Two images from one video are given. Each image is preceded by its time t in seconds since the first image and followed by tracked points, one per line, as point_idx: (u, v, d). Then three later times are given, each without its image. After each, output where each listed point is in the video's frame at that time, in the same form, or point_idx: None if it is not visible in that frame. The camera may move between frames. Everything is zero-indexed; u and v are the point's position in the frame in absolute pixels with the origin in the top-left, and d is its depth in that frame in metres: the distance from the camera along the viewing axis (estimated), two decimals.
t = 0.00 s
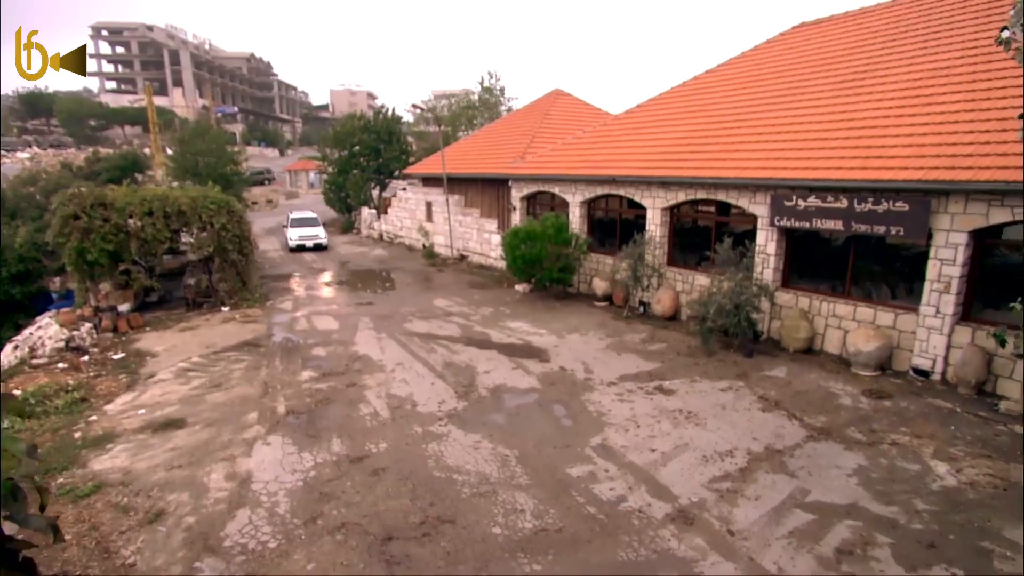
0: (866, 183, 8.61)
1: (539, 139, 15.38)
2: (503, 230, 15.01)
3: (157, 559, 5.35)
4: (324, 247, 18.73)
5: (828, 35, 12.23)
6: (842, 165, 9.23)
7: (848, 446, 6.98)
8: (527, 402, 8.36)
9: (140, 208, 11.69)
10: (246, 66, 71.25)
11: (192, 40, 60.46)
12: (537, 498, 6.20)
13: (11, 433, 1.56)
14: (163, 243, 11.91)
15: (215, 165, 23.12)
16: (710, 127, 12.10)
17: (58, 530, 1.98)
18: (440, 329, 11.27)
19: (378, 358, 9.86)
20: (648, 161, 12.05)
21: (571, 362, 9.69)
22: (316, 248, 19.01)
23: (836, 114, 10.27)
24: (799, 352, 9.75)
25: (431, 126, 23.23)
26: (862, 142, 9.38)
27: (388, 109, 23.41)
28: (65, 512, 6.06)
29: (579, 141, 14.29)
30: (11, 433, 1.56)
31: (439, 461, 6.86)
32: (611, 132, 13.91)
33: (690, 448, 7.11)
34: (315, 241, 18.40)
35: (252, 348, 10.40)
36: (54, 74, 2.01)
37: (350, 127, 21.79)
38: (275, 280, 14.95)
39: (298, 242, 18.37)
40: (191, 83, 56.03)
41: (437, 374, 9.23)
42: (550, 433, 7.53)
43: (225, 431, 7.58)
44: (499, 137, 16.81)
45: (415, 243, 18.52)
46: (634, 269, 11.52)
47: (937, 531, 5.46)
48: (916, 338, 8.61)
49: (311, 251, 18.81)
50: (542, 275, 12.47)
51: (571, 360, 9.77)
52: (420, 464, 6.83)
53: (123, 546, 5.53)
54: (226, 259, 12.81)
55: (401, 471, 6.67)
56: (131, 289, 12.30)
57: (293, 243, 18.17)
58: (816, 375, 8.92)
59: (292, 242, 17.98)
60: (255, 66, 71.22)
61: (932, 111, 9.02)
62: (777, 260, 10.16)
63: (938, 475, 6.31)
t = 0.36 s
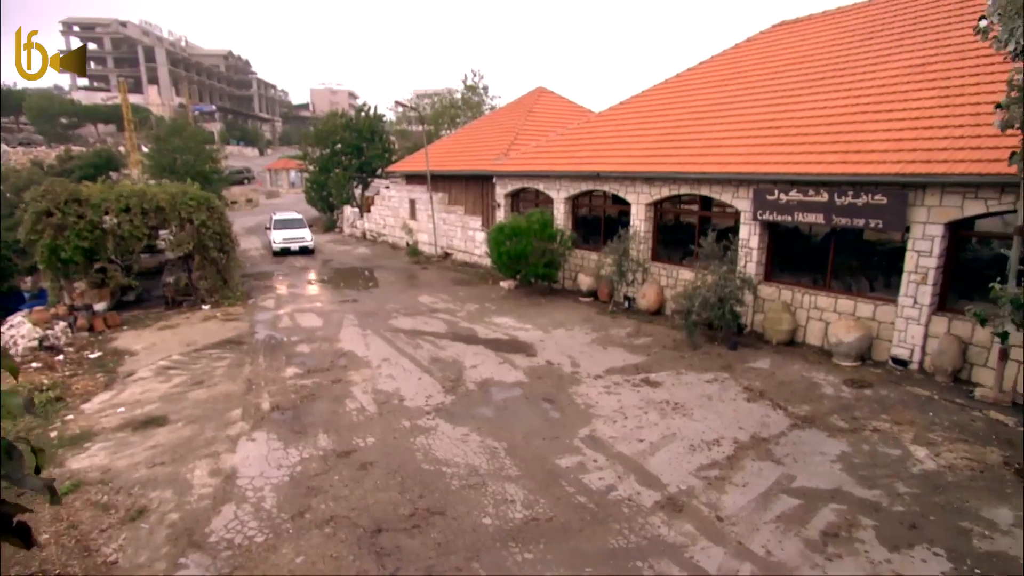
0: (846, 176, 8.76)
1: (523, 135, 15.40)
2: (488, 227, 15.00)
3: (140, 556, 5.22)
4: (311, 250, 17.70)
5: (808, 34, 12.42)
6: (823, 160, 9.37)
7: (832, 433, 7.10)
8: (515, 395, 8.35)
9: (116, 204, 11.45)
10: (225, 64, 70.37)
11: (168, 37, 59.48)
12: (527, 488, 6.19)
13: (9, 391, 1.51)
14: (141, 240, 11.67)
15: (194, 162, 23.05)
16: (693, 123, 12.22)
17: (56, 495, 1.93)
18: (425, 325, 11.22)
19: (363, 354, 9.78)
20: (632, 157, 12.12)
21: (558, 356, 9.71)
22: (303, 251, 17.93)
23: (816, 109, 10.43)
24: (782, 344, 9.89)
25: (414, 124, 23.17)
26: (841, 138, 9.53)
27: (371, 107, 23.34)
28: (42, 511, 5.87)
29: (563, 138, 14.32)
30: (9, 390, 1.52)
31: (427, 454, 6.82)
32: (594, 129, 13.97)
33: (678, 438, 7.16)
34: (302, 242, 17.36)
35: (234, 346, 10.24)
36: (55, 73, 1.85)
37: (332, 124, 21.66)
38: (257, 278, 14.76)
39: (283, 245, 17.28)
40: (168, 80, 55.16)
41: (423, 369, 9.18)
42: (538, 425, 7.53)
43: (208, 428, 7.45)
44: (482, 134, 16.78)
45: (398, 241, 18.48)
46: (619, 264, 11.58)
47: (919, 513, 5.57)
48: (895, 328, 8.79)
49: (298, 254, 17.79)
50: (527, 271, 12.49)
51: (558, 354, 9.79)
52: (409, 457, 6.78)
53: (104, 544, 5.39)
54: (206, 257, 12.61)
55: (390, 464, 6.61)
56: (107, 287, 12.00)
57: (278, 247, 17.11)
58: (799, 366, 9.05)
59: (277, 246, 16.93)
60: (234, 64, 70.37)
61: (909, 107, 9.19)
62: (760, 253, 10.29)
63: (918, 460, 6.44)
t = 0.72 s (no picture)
0: (828, 171, 8.90)
1: (510, 132, 15.43)
2: (473, 224, 14.99)
3: (124, 553, 5.11)
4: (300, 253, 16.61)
5: (790, 33, 12.60)
6: (806, 155, 9.51)
7: (817, 422, 7.20)
8: (504, 389, 8.33)
9: (94, 200, 11.23)
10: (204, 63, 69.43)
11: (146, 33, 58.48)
12: (518, 480, 6.18)
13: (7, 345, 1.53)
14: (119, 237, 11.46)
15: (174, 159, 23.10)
16: (677, 119, 12.32)
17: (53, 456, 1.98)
18: (412, 321, 11.16)
19: (350, 350, 9.69)
20: (618, 154, 12.19)
21: (546, 350, 9.72)
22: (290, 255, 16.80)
23: (799, 106, 10.59)
24: (766, 337, 10.00)
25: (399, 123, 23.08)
26: (823, 133, 9.69)
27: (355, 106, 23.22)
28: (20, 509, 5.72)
29: (549, 135, 14.35)
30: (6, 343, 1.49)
31: (417, 448, 6.77)
32: (580, 126, 14.03)
33: (667, 428, 7.20)
34: (289, 246, 16.24)
35: (218, 344, 10.09)
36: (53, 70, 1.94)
37: (315, 122, 21.52)
38: (240, 277, 14.57)
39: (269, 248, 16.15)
40: (145, 79, 54.29)
41: (411, 364, 9.13)
42: (527, 418, 7.53)
43: (192, 425, 7.33)
44: (469, 132, 16.78)
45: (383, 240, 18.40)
46: (605, 260, 11.64)
47: (902, 496, 5.67)
48: (876, 320, 8.94)
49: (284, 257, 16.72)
50: (514, 267, 12.50)
51: (546, 349, 9.80)
52: (398, 451, 6.72)
53: (86, 541, 5.26)
54: (187, 254, 12.43)
55: (379, 458, 6.56)
56: (85, 285, 11.77)
57: (264, 251, 15.99)
58: (784, 358, 9.17)
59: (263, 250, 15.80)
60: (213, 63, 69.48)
61: (890, 103, 9.35)
62: (744, 248, 10.41)
63: (900, 446, 6.55)
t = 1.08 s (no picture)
0: (814, 166, 8.99)
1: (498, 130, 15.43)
2: (462, 222, 14.98)
3: (111, 548, 5.02)
4: (291, 257, 15.77)
5: (775, 31, 12.72)
6: (793, 150, 9.60)
7: (806, 412, 7.27)
8: (495, 383, 8.32)
9: (75, 196, 11.04)
10: (187, 61, 68.59)
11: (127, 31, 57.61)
12: (511, 471, 6.17)
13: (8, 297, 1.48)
14: (102, 234, 11.28)
15: (158, 158, 23.03)
16: (666, 116, 12.39)
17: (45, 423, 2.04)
18: (401, 318, 11.11)
19: (339, 346, 9.62)
20: (607, 150, 12.23)
21: (536, 345, 9.72)
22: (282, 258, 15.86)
23: (785, 102, 10.69)
24: (755, 330, 10.09)
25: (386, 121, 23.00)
26: (809, 129, 9.79)
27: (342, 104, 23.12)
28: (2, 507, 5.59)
29: (538, 132, 14.37)
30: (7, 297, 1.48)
31: (409, 441, 6.73)
32: (569, 123, 14.07)
33: (658, 420, 7.23)
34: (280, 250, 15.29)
35: (204, 341, 9.97)
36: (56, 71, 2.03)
37: (301, 120, 21.39)
38: (226, 275, 14.42)
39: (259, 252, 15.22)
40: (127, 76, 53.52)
41: (401, 360, 9.08)
42: (519, 411, 7.53)
43: (179, 421, 7.23)
44: (458, 129, 16.75)
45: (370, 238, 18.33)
46: (595, 255, 11.69)
47: (890, 482, 5.75)
48: (862, 313, 9.06)
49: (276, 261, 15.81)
50: (504, 263, 12.52)
51: (537, 343, 9.80)
52: (389, 445, 6.68)
53: (71, 537, 5.15)
54: (172, 251, 12.28)
55: (370, 452, 6.51)
56: (67, 283, 11.59)
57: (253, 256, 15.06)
58: (772, 351, 9.26)
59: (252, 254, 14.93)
60: (197, 61, 68.67)
61: (874, 99, 9.49)
62: (732, 242, 10.49)
63: (887, 434, 6.64)
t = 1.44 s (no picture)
0: (802, 160, 9.09)
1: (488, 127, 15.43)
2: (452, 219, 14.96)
3: (99, 544, 4.93)
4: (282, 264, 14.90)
5: (763, 29, 12.85)
6: (781, 145, 9.70)
7: (795, 403, 7.33)
8: (487, 377, 8.30)
9: (58, 193, 10.86)
10: (172, 60, 67.85)
11: (111, 29, 56.89)
12: (504, 463, 6.15)
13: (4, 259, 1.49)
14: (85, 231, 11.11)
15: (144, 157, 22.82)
16: (655, 113, 12.46)
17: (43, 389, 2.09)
18: (392, 314, 11.05)
19: (329, 343, 9.55)
20: (597, 146, 12.28)
21: (528, 340, 9.72)
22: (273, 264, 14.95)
23: (773, 99, 10.80)
24: (745, 325, 10.16)
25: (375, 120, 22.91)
26: (796, 124, 9.90)
27: (330, 103, 23.01)
28: None
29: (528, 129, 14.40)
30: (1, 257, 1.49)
31: (401, 435, 6.69)
32: (558, 120, 14.11)
33: (650, 412, 7.25)
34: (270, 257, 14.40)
35: (191, 338, 9.85)
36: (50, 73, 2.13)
37: (289, 118, 21.25)
38: (213, 273, 14.27)
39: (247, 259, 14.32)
40: (111, 75, 52.86)
41: (392, 355, 9.03)
42: (511, 404, 7.51)
43: (167, 417, 7.13)
44: (447, 127, 16.74)
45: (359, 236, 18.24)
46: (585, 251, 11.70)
47: (879, 470, 5.81)
48: (850, 306, 9.15)
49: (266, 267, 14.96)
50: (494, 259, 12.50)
51: (528, 339, 9.80)
52: (382, 438, 6.63)
53: (57, 534, 5.06)
54: (158, 249, 12.14)
55: (362, 446, 6.46)
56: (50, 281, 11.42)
57: (241, 264, 14.16)
58: (761, 344, 9.33)
59: (240, 261, 14.06)
60: (181, 60, 67.95)
61: (860, 95, 9.60)
62: (722, 237, 10.56)
63: (875, 423, 6.71)
